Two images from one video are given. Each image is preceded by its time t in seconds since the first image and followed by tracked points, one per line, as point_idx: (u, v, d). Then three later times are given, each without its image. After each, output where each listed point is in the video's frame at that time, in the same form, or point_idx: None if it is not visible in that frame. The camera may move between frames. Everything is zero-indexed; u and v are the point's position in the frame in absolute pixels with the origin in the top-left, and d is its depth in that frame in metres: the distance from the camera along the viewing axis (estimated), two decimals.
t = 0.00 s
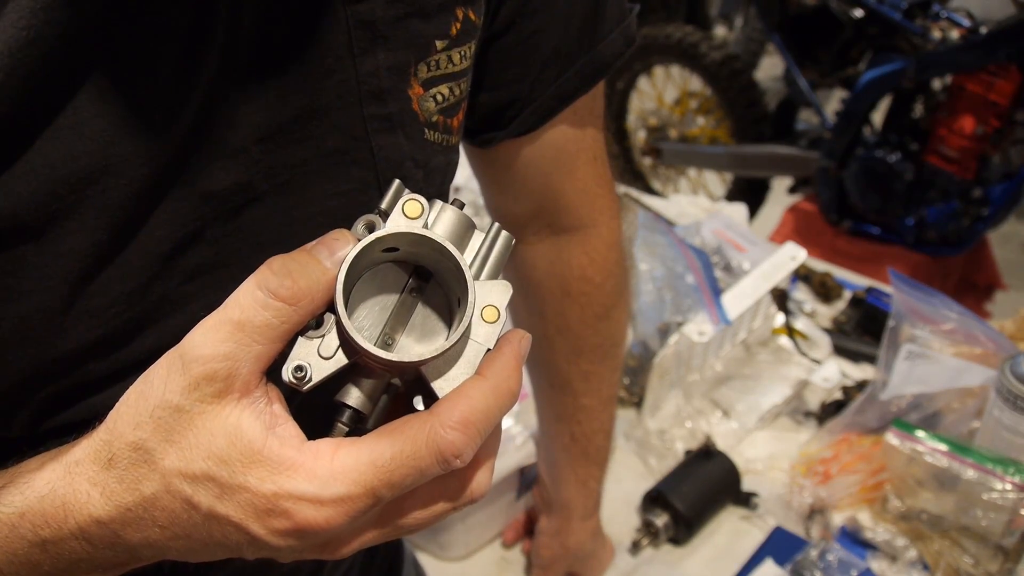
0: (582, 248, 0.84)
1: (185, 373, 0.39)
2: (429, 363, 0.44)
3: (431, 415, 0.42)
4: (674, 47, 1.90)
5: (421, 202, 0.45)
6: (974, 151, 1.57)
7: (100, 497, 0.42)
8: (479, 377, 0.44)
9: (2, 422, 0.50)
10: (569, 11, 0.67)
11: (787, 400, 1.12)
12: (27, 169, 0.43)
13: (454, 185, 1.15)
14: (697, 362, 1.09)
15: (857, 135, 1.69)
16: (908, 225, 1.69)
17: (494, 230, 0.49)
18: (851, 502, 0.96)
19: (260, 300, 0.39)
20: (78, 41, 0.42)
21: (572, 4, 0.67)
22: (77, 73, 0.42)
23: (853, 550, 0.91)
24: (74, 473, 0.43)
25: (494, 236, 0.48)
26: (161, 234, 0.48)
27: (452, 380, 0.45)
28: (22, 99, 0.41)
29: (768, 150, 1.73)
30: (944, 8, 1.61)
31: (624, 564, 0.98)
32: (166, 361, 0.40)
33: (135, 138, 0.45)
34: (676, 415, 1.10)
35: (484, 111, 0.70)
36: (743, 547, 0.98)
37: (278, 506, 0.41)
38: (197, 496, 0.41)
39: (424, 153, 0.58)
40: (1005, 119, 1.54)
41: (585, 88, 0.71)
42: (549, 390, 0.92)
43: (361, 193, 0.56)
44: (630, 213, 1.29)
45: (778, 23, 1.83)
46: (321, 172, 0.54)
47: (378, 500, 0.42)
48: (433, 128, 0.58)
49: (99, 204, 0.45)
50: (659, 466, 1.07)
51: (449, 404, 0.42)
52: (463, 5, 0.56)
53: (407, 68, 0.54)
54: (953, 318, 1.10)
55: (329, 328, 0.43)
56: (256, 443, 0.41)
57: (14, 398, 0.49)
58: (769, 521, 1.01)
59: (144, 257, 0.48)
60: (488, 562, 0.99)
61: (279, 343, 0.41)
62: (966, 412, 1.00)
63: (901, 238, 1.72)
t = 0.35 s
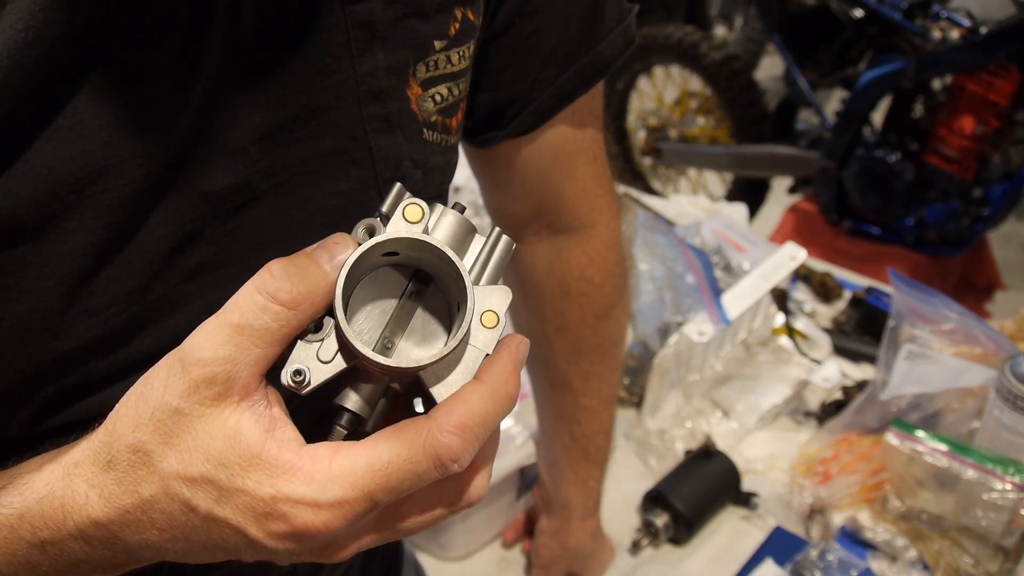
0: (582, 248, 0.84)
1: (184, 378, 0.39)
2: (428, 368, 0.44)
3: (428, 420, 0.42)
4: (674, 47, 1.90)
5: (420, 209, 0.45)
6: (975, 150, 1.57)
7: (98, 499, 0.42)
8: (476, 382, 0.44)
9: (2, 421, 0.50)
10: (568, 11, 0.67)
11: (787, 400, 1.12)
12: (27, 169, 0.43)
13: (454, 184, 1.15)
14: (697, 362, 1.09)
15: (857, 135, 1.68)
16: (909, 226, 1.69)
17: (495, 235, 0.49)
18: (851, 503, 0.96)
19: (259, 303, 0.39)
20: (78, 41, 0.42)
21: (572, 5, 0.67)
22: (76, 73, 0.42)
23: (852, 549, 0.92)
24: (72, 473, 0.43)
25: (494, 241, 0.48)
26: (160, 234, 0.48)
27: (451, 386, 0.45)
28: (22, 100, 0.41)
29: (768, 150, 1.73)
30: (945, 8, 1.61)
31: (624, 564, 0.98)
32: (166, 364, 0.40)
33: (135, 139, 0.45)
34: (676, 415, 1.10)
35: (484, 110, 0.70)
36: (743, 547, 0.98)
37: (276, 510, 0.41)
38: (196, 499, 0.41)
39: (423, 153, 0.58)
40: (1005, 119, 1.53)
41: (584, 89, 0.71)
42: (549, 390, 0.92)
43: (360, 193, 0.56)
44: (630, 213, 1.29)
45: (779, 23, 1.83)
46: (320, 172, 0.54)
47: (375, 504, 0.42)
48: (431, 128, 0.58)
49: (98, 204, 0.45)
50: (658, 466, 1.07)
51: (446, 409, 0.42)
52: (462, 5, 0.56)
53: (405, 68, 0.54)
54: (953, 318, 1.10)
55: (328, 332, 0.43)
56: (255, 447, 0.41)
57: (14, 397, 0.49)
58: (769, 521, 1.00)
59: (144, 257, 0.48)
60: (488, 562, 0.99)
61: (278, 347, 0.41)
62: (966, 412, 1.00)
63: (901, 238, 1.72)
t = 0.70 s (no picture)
0: (581, 248, 0.84)
1: (182, 384, 0.39)
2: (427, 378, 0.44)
3: (426, 429, 0.42)
4: (674, 47, 1.90)
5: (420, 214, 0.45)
6: (975, 150, 1.57)
7: (95, 503, 0.42)
8: (474, 390, 0.44)
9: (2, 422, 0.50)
10: (566, 11, 0.67)
11: (787, 400, 1.12)
12: (24, 171, 0.43)
13: (454, 185, 1.15)
14: (697, 362, 1.09)
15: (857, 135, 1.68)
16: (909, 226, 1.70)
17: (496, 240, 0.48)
18: (851, 503, 0.96)
19: (258, 311, 0.39)
20: (75, 43, 0.42)
21: (570, 5, 0.67)
22: (73, 75, 0.43)
23: (852, 549, 0.92)
24: (71, 477, 0.43)
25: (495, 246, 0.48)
26: (157, 235, 0.48)
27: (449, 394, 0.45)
28: (19, 103, 0.41)
29: (768, 150, 1.74)
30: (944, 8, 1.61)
31: (624, 564, 0.98)
32: (165, 370, 0.40)
33: (131, 140, 0.45)
34: (676, 415, 1.10)
35: (482, 111, 0.71)
36: (743, 547, 0.98)
37: (273, 516, 0.41)
38: (193, 505, 0.41)
39: (420, 154, 0.58)
40: (1005, 119, 1.53)
41: (583, 89, 0.71)
42: (548, 390, 0.92)
43: (359, 193, 0.56)
44: (630, 213, 1.29)
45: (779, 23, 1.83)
46: (318, 173, 0.54)
47: (373, 512, 0.42)
48: (428, 129, 0.59)
49: (95, 206, 0.45)
50: (659, 466, 1.07)
51: (443, 417, 0.42)
52: (459, 7, 0.57)
53: (403, 69, 0.54)
54: (953, 318, 1.10)
55: (326, 339, 0.43)
56: (252, 453, 0.41)
57: (13, 399, 0.49)
58: (769, 521, 1.00)
59: (141, 259, 0.49)
60: (488, 562, 0.99)
61: (277, 355, 0.41)
62: (966, 412, 1.00)
63: (901, 238, 1.72)
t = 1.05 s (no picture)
0: (580, 248, 0.84)
1: (196, 407, 0.40)
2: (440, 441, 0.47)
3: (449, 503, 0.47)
4: (674, 47, 1.91)
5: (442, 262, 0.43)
6: (975, 151, 1.56)
7: (101, 515, 0.43)
8: (488, 466, 0.49)
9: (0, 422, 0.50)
10: (566, 11, 0.67)
11: (787, 400, 1.12)
12: (23, 171, 0.43)
13: (454, 185, 1.15)
14: (697, 362, 1.09)
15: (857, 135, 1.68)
16: (909, 226, 1.70)
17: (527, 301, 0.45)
18: (851, 502, 0.97)
19: (281, 352, 0.39)
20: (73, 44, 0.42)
21: (569, 5, 0.67)
22: (72, 76, 0.43)
23: (852, 549, 0.92)
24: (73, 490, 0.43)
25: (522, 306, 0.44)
26: (156, 235, 0.48)
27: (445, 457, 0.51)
28: (17, 102, 0.41)
29: (768, 150, 1.74)
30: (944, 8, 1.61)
31: (624, 564, 0.98)
32: (179, 391, 0.41)
33: (130, 140, 0.45)
34: (676, 415, 1.10)
35: (481, 111, 0.71)
36: (743, 547, 0.98)
37: (287, 539, 0.43)
38: (205, 523, 0.43)
39: (418, 154, 0.58)
40: (1005, 119, 1.53)
41: (582, 88, 0.71)
42: (547, 390, 0.92)
43: (358, 191, 0.56)
44: (630, 213, 1.29)
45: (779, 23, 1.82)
46: (317, 173, 0.54)
47: (378, 551, 0.45)
48: (426, 129, 0.58)
49: (94, 206, 0.45)
50: (658, 466, 1.07)
51: (466, 497, 0.47)
52: (457, 6, 0.56)
53: (400, 68, 0.54)
54: (953, 318, 1.10)
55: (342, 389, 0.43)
56: (269, 482, 0.42)
57: (11, 398, 0.49)
58: (769, 521, 1.00)
59: (139, 259, 0.49)
60: (489, 562, 0.98)
61: (292, 393, 0.41)
62: (966, 412, 1.00)
63: (901, 238, 1.72)
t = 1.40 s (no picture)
0: (580, 248, 0.84)
1: (219, 406, 0.40)
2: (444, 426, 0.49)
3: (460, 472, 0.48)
4: (674, 47, 1.90)
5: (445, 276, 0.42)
6: (975, 150, 1.56)
7: (116, 523, 0.42)
8: (491, 436, 0.51)
9: None
10: (566, 10, 0.67)
11: (787, 400, 1.12)
12: (20, 160, 0.43)
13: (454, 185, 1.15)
14: (697, 362, 1.09)
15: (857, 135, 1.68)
16: (909, 226, 1.69)
17: (533, 295, 0.45)
18: (851, 503, 0.97)
19: (300, 344, 0.40)
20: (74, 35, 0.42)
21: (569, 4, 0.67)
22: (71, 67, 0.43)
23: (852, 549, 0.92)
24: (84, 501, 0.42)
25: (526, 302, 0.45)
26: (155, 229, 0.48)
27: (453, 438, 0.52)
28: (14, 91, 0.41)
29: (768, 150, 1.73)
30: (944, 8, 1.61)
31: (624, 564, 0.98)
32: (197, 392, 0.40)
33: (129, 132, 0.45)
34: (676, 415, 1.10)
35: (480, 109, 0.71)
36: (744, 547, 0.98)
37: (311, 533, 0.44)
38: (226, 523, 0.43)
39: (420, 151, 0.58)
40: (1005, 119, 1.53)
41: (581, 87, 0.71)
42: (547, 390, 0.92)
43: (358, 190, 0.56)
44: (630, 213, 1.29)
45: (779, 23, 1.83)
46: (317, 170, 0.54)
47: (401, 532, 0.47)
48: (428, 125, 0.58)
49: (91, 196, 0.45)
50: (658, 465, 1.07)
51: (473, 464, 0.49)
52: (459, 3, 0.56)
53: (402, 65, 0.54)
54: (953, 318, 1.10)
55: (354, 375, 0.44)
56: (292, 477, 0.43)
57: (7, 390, 0.49)
58: (769, 521, 1.00)
59: (138, 253, 0.48)
60: (489, 562, 0.98)
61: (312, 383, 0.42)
62: (966, 412, 1.00)
63: (901, 238, 1.72)
